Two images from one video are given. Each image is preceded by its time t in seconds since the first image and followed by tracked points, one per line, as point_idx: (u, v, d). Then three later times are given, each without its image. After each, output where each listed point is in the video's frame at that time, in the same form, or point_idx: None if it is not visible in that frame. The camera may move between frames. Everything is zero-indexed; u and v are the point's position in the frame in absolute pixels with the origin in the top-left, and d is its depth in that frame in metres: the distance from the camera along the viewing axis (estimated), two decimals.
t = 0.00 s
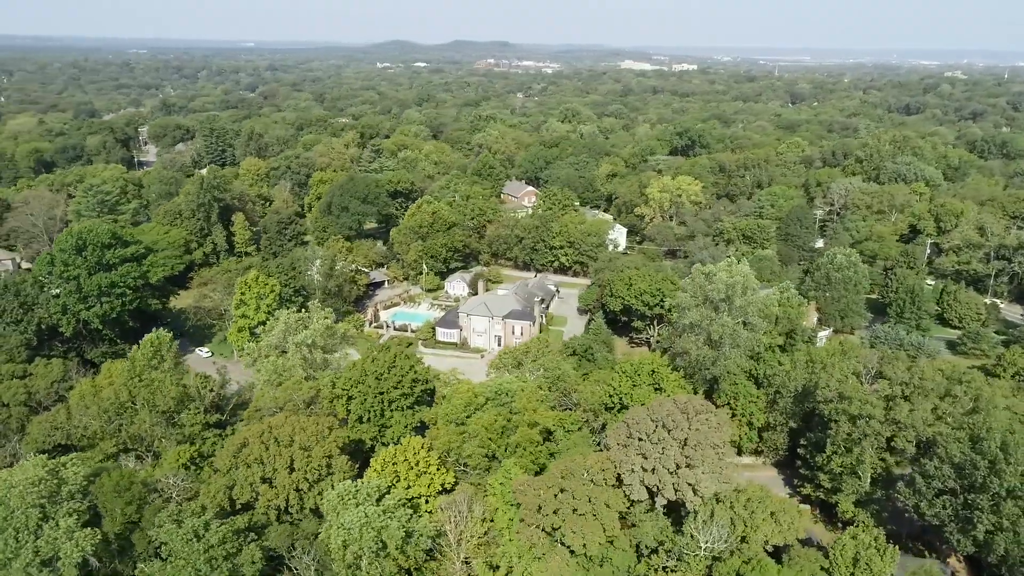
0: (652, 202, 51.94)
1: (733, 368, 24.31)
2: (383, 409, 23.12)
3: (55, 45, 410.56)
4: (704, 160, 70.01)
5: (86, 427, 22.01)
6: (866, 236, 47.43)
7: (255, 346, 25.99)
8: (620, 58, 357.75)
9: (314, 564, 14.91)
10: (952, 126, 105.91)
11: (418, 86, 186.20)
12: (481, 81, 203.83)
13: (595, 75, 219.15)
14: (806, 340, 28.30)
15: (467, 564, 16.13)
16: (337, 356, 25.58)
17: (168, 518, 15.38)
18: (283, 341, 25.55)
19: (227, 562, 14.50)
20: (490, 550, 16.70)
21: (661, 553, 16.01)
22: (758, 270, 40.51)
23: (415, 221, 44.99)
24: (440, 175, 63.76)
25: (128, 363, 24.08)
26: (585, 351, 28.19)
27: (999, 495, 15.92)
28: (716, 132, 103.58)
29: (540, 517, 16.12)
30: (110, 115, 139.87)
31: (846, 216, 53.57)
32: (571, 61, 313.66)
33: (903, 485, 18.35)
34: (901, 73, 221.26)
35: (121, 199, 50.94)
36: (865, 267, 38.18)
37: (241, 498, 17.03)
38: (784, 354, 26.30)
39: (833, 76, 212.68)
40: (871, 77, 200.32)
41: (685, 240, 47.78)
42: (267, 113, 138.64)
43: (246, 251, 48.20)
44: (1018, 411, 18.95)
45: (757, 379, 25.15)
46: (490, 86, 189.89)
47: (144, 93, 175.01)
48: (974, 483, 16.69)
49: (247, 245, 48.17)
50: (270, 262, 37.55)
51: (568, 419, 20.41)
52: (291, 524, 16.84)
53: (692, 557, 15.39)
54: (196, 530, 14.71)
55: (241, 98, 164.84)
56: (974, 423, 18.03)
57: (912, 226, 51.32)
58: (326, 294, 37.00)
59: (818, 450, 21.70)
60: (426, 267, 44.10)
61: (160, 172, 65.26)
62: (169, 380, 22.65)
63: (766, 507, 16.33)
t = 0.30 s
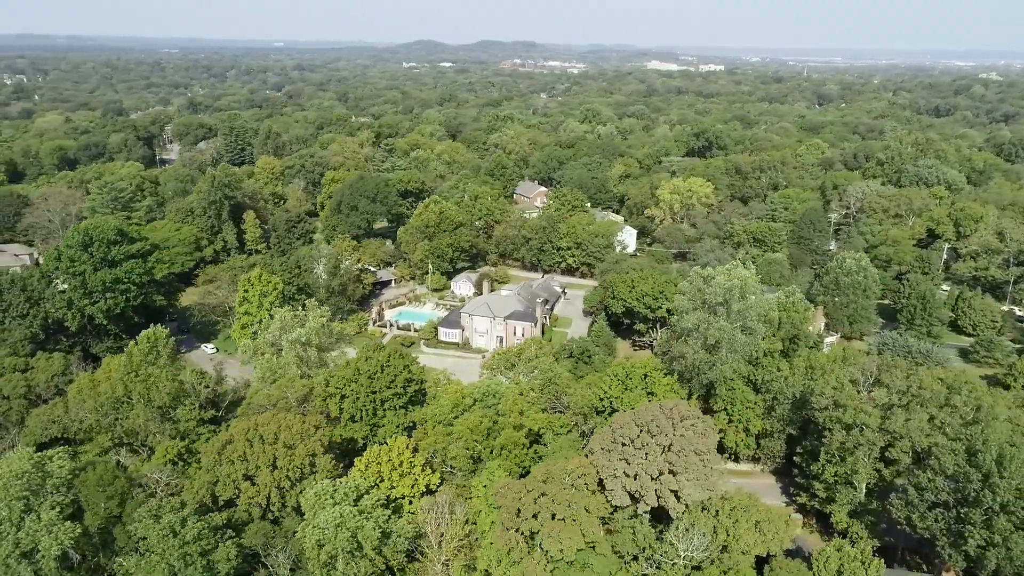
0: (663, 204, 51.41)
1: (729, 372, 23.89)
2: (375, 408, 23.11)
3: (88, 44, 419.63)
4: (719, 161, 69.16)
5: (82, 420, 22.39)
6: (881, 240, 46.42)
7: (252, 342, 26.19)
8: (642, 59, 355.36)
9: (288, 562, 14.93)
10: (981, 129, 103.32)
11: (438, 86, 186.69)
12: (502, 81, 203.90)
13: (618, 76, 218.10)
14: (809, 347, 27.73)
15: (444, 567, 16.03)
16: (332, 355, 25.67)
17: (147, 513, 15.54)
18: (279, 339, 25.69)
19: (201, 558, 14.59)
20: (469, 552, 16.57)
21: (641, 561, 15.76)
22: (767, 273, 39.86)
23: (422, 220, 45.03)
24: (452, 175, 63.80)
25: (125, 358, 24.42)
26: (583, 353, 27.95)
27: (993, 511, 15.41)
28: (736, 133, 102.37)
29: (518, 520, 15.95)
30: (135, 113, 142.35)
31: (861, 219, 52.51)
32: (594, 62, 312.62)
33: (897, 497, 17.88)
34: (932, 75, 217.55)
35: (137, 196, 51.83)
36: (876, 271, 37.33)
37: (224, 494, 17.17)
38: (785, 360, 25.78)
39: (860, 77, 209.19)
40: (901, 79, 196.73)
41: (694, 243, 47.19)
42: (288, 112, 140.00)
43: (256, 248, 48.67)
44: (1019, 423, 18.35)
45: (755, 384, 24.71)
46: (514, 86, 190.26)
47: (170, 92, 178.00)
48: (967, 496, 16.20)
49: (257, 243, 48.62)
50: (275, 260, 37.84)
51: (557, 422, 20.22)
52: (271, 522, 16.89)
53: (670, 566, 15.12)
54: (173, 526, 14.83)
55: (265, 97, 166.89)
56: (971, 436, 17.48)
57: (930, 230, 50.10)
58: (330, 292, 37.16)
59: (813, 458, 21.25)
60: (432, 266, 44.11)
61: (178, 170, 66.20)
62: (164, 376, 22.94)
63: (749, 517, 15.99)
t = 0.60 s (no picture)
0: (666, 205, 50.85)
1: (719, 377, 23.54)
2: (360, 409, 23.01)
3: (129, 46, 428.63)
4: (728, 162, 68.41)
5: (69, 418, 22.58)
6: (889, 243, 45.54)
7: (242, 340, 26.25)
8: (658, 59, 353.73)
9: (256, 563, 14.89)
10: (1001, 131, 101.27)
11: (452, 86, 186.96)
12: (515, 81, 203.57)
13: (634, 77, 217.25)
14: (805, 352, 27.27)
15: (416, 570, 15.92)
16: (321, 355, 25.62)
17: (119, 512, 15.57)
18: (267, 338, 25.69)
19: (169, 558, 14.57)
20: (441, 556, 16.46)
21: (615, 569, 15.50)
22: (768, 277, 39.33)
23: (422, 220, 44.91)
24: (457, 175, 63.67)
25: (114, 356, 24.56)
26: (574, 357, 27.68)
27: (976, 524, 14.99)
28: (749, 134, 101.35)
29: (491, 525, 15.75)
30: (151, 112, 143.89)
31: (869, 222, 51.62)
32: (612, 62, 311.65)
33: (882, 508, 17.48)
34: (953, 75, 214.04)
35: (143, 195, 52.28)
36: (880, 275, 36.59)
37: (199, 494, 17.17)
38: (778, 365, 25.33)
39: (881, 78, 206.57)
40: (922, 80, 194.07)
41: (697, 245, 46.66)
42: (300, 112, 140.78)
43: (259, 247, 48.88)
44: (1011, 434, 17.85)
45: (747, 390, 24.33)
46: (531, 86, 190.41)
47: (187, 91, 179.91)
48: (951, 509, 15.76)
49: (259, 242, 48.81)
50: (273, 259, 37.92)
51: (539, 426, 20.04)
52: (245, 522, 16.83)
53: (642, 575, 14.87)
54: (141, 525, 14.82)
55: (279, 96, 168.03)
56: (960, 446, 17.02)
57: (939, 234, 49.12)
58: (326, 291, 37.18)
59: (801, 466, 20.86)
60: (431, 267, 43.98)
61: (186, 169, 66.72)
62: (152, 375, 23.02)
63: (726, 526, 15.68)
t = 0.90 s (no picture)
0: (664, 206, 50.41)
1: (702, 381, 23.23)
2: (340, 411, 22.90)
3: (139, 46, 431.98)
4: (730, 163, 67.93)
5: (48, 418, 22.57)
6: (888, 246, 44.94)
7: (225, 340, 26.20)
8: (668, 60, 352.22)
9: (217, 568, 14.76)
10: (1013, 132, 99.86)
11: (459, 86, 186.97)
12: (523, 81, 203.52)
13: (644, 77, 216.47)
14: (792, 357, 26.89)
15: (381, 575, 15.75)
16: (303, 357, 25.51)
17: (83, 513, 15.47)
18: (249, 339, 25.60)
19: (130, 560, 14.44)
20: (408, 561, 16.29)
21: None
22: (763, 280, 38.91)
23: (415, 220, 44.84)
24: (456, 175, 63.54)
25: (95, 356, 24.47)
26: (559, 359, 27.46)
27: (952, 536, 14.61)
28: (755, 135, 100.63)
29: (457, 531, 15.55)
30: (159, 112, 144.73)
31: (869, 224, 50.79)
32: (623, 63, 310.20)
33: (859, 517, 17.15)
34: (969, 76, 211.80)
35: (142, 195, 52.45)
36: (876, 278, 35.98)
37: (168, 496, 17.08)
38: (763, 370, 25.01)
39: (895, 78, 204.65)
40: (935, 80, 192.10)
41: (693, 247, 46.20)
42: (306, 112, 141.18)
43: (254, 247, 48.93)
44: (994, 444, 17.39)
45: (731, 395, 24.06)
46: (539, 87, 189.84)
47: (196, 91, 180.96)
48: (928, 520, 15.42)
49: (255, 242, 48.86)
50: (264, 259, 37.89)
51: (515, 429, 19.80)
52: (212, 524, 16.72)
53: None
54: (103, 527, 14.70)
55: (286, 96, 168.58)
56: (940, 455, 16.63)
57: (942, 237, 48.38)
58: (316, 292, 37.14)
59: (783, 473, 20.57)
60: (424, 267, 43.82)
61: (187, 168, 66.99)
62: (132, 375, 22.97)
63: (697, 534, 15.39)
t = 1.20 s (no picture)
0: (665, 207, 49.86)
1: (689, 386, 22.86)
2: (322, 412, 22.75)
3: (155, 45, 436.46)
4: (736, 164, 67.12)
5: (31, 415, 22.54)
6: (892, 249, 44.16)
7: (212, 339, 26.14)
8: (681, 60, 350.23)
9: (182, 571, 14.64)
10: None
11: (469, 86, 186.81)
12: (533, 81, 202.98)
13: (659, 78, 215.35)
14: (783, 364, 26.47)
15: None
16: (288, 357, 25.38)
17: (50, 513, 15.37)
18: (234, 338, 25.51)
19: (93, 561, 14.33)
20: (378, 566, 16.08)
21: None
22: (761, 282, 38.34)
23: (413, 220, 44.69)
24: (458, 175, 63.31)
25: (80, 353, 24.42)
26: (547, 362, 27.13)
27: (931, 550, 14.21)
28: (766, 136, 99.63)
29: (425, 537, 15.32)
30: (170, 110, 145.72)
31: (875, 227, 49.87)
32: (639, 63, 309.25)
33: (840, 527, 16.73)
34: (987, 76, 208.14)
35: (145, 194, 52.80)
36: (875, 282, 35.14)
37: (139, 497, 16.96)
38: (751, 375, 24.58)
39: (915, 78, 201.21)
40: (955, 82, 189.30)
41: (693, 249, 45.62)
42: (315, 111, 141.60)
43: (254, 246, 49.02)
44: (980, 455, 16.92)
45: (719, 400, 23.68)
46: (549, 87, 189.16)
47: (209, 90, 182.18)
48: (908, 533, 14.98)
49: (254, 241, 48.95)
50: (259, 258, 37.87)
51: (494, 433, 19.53)
52: (182, 526, 16.58)
53: None
54: (67, 528, 14.57)
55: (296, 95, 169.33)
56: (923, 466, 16.18)
57: (949, 240, 47.44)
58: (310, 291, 37.07)
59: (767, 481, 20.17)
60: (421, 267, 43.62)
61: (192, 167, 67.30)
62: (117, 373, 22.94)
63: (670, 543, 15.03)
